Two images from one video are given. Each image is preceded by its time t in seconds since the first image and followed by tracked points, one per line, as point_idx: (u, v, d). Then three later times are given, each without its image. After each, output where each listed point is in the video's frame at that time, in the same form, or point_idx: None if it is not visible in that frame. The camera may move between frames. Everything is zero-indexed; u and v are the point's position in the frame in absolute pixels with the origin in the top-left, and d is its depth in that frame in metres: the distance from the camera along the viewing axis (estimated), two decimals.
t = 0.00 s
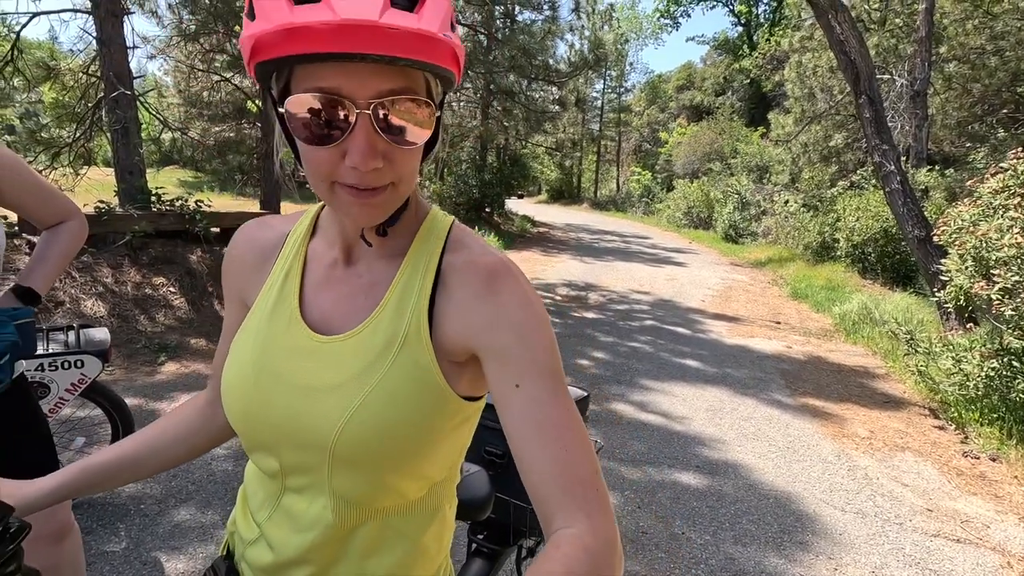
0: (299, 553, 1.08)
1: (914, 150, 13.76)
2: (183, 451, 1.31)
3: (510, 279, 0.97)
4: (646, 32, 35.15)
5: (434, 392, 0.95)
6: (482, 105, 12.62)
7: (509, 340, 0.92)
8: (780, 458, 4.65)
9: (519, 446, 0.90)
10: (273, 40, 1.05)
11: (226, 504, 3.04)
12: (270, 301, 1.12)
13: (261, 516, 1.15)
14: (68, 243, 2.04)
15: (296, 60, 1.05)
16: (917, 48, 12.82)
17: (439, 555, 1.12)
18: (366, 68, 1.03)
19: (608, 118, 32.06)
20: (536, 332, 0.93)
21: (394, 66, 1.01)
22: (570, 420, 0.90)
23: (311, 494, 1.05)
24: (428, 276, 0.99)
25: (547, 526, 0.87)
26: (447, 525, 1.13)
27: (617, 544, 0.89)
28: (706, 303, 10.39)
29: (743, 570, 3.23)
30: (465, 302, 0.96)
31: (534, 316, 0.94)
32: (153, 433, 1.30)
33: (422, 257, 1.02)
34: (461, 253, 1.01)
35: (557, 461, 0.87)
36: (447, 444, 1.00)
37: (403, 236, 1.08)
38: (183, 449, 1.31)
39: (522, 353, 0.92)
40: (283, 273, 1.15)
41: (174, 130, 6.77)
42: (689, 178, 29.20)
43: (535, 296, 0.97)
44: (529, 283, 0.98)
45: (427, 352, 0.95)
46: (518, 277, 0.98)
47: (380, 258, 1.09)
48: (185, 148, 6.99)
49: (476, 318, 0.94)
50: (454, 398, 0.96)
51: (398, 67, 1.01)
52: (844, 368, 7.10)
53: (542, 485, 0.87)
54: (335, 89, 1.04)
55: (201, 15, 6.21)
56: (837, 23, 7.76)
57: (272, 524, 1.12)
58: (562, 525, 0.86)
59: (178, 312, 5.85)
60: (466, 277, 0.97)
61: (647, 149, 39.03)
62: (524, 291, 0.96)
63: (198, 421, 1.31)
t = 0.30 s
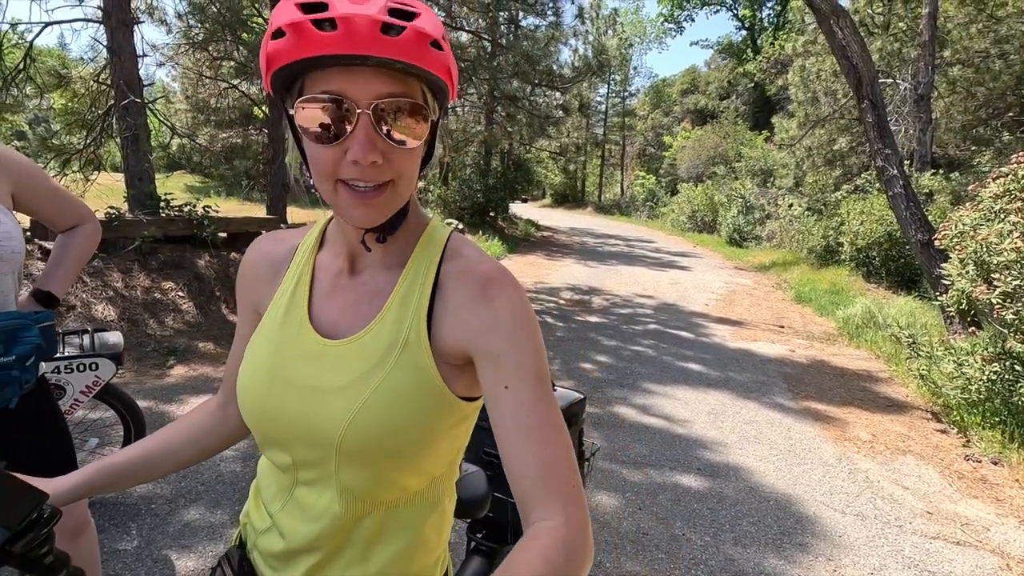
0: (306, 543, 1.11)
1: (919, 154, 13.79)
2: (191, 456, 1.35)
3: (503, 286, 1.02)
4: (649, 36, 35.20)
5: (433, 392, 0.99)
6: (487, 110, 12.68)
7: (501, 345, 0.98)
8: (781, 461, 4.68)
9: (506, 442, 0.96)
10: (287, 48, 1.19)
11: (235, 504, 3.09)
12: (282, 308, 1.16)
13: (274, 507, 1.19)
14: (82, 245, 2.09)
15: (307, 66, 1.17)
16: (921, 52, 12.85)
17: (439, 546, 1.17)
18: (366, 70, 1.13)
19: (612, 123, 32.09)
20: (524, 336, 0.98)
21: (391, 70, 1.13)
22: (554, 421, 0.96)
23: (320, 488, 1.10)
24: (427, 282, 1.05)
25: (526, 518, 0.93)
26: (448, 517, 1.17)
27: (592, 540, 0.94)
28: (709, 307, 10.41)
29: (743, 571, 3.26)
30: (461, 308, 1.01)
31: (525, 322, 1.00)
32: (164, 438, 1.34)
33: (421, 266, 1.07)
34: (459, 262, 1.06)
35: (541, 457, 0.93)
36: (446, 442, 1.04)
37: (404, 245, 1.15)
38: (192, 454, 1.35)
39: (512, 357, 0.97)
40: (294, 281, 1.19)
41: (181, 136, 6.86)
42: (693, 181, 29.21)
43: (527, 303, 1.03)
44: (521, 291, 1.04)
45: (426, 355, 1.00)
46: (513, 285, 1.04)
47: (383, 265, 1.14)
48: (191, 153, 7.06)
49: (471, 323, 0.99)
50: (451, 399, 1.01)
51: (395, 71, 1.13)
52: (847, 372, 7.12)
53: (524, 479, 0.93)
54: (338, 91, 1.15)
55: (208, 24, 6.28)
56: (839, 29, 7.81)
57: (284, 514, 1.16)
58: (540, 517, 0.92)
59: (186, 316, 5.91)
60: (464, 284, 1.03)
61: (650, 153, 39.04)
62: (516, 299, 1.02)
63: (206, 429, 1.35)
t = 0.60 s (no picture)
0: (329, 538, 1.14)
1: (924, 156, 13.78)
2: (206, 461, 1.39)
3: (510, 288, 1.05)
4: (654, 40, 35.25)
5: (445, 390, 1.03)
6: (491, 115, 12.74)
7: (507, 345, 1.01)
8: (786, 463, 4.70)
9: (511, 438, 1.00)
10: (308, 49, 1.24)
11: (246, 503, 3.12)
12: (302, 312, 1.19)
13: (298, 501, 1.21)
14: (101, 247, 2.14)
15: (326, 60, 1.22)
16: (927, 55, 12.85)
17: (455, 534, 1.20)
18: (381, 65, 1.18)
19: (616, 126, 32.12)
20: (527, 336, 1.02)
21: (403, 64, 1.18)
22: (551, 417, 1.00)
23: (341, 485, 1.13)
24: (439, 284, 1.08)
25: (526, 509, 0.97)
26: (462, 507, 1.21)
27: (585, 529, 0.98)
28: (714, 310, 10.43)
29: (748, 571, 3.28)
30: (469, 310, 1.05)
31: (529, 322, 1.04)
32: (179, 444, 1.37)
33: (432, 269, 1.10)
34: (468, 265, 1.09)
35: (543, 451, 0.97)
36: (459, 438, 1.08)
37: (416, 248, 1.18)
38: (207, 458, 1.38)
39: (517, 356, 1.01)
40: (312, 288, 1.22)
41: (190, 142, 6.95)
42: (698, 185, 29.20)
43: (531, 304, 1.06)
44: (526, 291, 1.07)
45: (439, 355, 1.03)
46: (519, 285, 1.07)
47: (396, 269, 1.17)
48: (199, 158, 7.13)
49: (479, 324, 1.03)
50: (463, 396, 1.04)
51: (407, 66, 1.19)
52: (853, 375, 7.12)
53: (524, 474, 0.97)
54: (354, 85, 1.20)
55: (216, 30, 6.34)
56: (843, 32, 7.84)
57: (308, 509, 1.19)
58: (537, 509, 0.96)
59: (196, 320, 5.97)
60: (471, 287, 1.06)
61: (655, 157, 39.07)
62: (521, 300, 1.05)
63: (222, 436, 1.39)
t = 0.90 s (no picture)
0: (347, 532, 1.17)
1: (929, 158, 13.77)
2: (226, 461, 1.41)
3: (517, 294, 1.08)
4: (657, 44, 35.29)
5: (456, 391, 1.06)
6: (496, 119, 12.79)
7: (513, 349, 1.04)
8: (790, 465, 4.71)
9: (512, 439, 1.03)
10: (329, 67, 1.27)
11: (255, 505, 3.15)
12: (322, 315, 1.23)
13: (317, 496, 1.24)
14: (118, 253, 2.18)
15: (348, 76, 1.26)
16: (931, 57, 12.85)
17: (465, 530, 1.23)
18: (398, 82, 1.22)
19: (620, 129, 32.15)
20: (531, 341, 1.05)
21: (419, 81, 1.22)
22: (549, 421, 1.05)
23: (358, 481, 1.16)
24: (450, 289, 1.12)
25: (519, 505, 1.02)
26: (472, 505, 1.24)
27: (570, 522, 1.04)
28: (719, 313, 10.43)
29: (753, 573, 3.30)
30: (479, 314, 1.08)
31: (535, 326, 1.07)
32: (200, 442, 1.39)
33: (445, 274, 1.14)
34: (479, 270, 1.13)
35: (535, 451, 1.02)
36: (472, 438, 1.11)
37: (430, 254, 1.22)
38: (227, 457, 1.41)
39: (522, 359, 1.04)
40: (331, 293, 1.26)
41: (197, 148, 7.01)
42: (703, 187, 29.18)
43: (537, 309, 1.09)
44: (534, 296, 1.10)
45: (451, 358, 1.07)
46: (527, 290, 1.10)
47: (410, 273, 1.21)
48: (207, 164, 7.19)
49: (488, 327, 1.06)
50: (474, 397, 1.07)
51: (422, 82, 1.22)
52: (858, 377, 7.12)
53: (522, 473, 1.02)
54: (373, 99, 1.23)
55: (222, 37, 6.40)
56: (846, 35, 7.88)
57: (327, 503, 1.21)
58: (531, 505, 1.02)
59: (204, 324, 6.03)
60: (481, 292, 1.09)
61: (659, 160, 39.07)
62: (528, 306, 1.08)
63: (243, 437, 1.42)
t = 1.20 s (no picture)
0: (356, 530, 1.19)
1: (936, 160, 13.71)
2: (239, 462, 1.43)
3: (522, 300, 1.10)
4: (662, 47, 35.29)
5: (459, 393, 1.08)
6: (501, 124, 12.82)
7: (514, 355, 1.06)
8: (797, 468, 4.70)
9: (507, 443, 1.05)
10: (342, 74, 1.30)
11: (264, 507, 3.18)
12: (333, 317, 1.25)
13: (327, 495, 1.26)
14: (130, 259, 2.21)
15: (361, 81, 1.28)
16: (937, 59, 12.80)
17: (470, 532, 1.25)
18: (407, 88, 1.24)
19: (625, 132, 32.14)
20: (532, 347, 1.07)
21: (425, 86, 1.24)
22: (537, 429, 1.07)
23: (367, 479, 1.18)
24: (456, 293, 1.14)
25: (506, 503, 1.06)
26: (479, 507, 1.25)
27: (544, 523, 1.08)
28: (725, 316, 10.41)
29: None
30: (484, 319, 1.10)
31: (536, 331, 1.09)
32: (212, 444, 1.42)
33: (451, 279, 1.16)
34: (484, 276, 1.15)
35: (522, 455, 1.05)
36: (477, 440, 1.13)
37: (438, 258, 1.24)
38: (239, 457, 1.43)
39: (522, 364, 1.06)
40: (342, 295, 1.28)
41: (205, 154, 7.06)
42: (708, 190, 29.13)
43: (540, 315, 1.11)
44: (538, 303, 1.12)
45: (455, 361, 1.09)
46: (531, 295, 1.12)
47: (419, 278, 1.23)
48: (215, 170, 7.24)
49: (490, 332, 1.08)
50: (479, 401, 1.09)
51: (429, 87, 1.24)
52: (866, 380, 7.10)
53: (514, 474, 1.05)
54: (383, 104, 1.26)
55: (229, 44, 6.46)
56: (851, 37, 7.87)
57: (336, 502, 1.23)
58: (514, 503, 1.06)
59: (213, 328, 6.07)
60: (485, 298, 1.12)
61: (664, 163, 39.02)
62: (532, 312, 1.10)
63: (256, 437, 1.45)
